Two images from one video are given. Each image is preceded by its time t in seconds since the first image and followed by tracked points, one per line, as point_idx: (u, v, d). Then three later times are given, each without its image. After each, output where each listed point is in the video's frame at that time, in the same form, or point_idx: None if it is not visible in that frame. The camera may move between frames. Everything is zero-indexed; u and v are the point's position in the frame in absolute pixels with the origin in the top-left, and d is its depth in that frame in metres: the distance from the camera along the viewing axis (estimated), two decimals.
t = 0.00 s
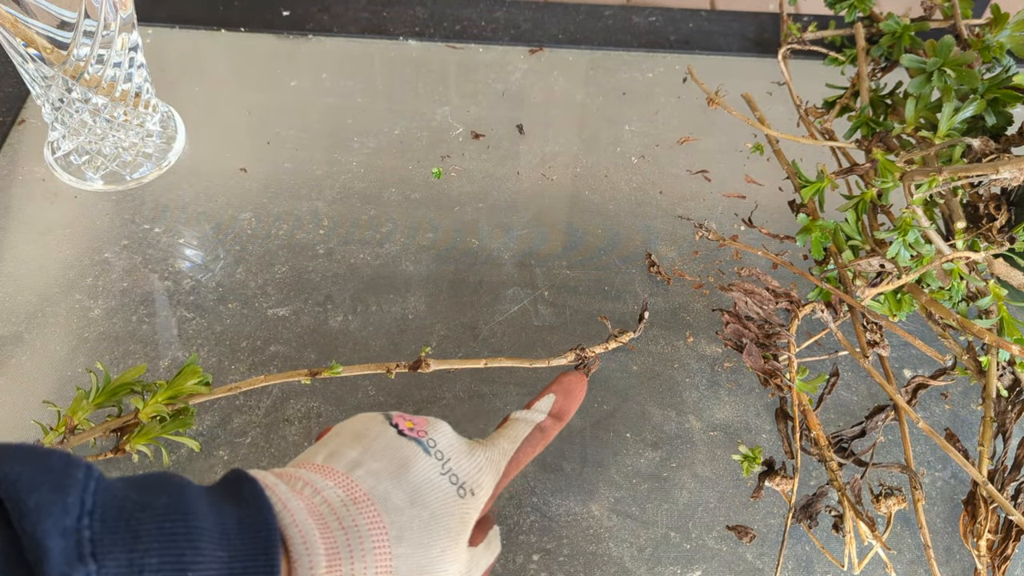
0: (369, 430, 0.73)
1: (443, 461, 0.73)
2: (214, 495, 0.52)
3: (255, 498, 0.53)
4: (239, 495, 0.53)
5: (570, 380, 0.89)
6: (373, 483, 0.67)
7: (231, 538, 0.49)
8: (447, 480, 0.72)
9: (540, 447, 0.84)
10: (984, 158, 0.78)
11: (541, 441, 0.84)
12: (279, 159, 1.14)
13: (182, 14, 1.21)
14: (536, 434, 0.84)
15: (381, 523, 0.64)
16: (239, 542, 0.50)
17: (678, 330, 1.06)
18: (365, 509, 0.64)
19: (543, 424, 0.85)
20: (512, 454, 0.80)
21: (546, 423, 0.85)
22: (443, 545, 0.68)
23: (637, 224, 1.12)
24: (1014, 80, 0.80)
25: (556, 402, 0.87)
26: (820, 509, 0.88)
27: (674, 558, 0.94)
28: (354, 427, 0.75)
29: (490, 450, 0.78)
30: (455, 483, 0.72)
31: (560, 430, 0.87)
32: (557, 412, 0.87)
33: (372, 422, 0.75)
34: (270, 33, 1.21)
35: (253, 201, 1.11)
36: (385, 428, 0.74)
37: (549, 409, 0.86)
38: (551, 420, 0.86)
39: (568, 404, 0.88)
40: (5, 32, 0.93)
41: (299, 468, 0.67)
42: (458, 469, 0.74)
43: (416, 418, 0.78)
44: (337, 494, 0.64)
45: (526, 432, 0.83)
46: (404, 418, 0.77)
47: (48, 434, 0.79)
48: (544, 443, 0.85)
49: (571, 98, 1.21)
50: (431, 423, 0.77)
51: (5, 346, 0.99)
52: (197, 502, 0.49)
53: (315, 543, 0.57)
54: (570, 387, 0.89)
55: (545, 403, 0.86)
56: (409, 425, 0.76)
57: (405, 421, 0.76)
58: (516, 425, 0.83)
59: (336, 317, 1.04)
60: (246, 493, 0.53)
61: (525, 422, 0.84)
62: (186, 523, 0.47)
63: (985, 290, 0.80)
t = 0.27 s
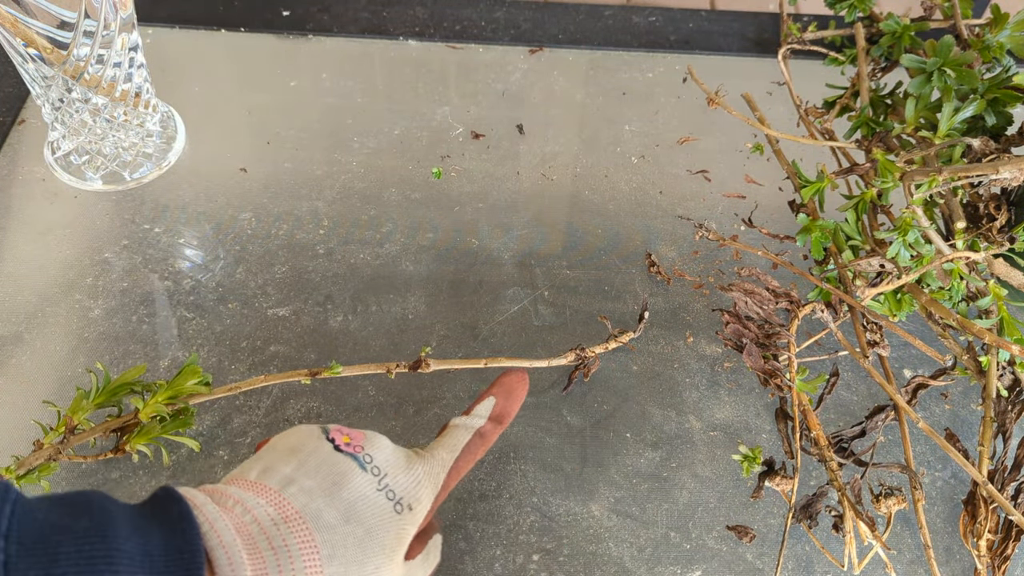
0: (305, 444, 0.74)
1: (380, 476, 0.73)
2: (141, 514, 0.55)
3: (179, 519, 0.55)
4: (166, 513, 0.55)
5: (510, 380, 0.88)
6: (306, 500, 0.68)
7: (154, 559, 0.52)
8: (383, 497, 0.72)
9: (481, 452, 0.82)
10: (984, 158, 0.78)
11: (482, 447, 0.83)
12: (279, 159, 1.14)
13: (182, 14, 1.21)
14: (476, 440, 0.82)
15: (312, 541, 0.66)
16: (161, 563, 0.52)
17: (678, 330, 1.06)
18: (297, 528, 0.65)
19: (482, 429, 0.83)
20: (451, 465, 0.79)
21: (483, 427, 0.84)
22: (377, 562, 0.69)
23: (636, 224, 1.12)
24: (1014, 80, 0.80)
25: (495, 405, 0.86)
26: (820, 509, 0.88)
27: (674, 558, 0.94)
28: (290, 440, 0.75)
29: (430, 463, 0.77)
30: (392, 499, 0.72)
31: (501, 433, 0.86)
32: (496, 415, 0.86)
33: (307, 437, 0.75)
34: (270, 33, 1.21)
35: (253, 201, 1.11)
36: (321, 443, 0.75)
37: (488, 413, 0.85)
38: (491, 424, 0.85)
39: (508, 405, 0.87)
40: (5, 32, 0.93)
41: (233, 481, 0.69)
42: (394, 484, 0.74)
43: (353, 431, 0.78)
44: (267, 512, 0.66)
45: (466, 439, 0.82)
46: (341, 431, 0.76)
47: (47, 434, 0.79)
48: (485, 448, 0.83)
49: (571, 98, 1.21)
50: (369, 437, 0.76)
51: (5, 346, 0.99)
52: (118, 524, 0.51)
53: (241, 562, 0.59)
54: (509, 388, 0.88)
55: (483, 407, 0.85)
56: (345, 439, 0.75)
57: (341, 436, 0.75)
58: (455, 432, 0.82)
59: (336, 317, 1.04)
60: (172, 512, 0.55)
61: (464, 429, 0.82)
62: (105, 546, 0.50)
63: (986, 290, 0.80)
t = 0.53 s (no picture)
0: (291, 452, 0.76)
1: (367, 480, 0.75)
2: (130, 525, 0.55)
3: (170, 529, 0.55)
4: (157, 523, 0.56)
5: (482, 374, 0.89)
6: (294, 507, 0.70)
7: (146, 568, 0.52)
8: (371, 500, 0.74)
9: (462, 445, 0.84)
10: (984, 158, 0.78)
11: (462, 442, 0.85)
12: (279, 159, 1.14)
13: (182, 14, 1.21)
14: (455, 436, 0.84)
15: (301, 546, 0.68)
16: (151, 571, 0.52)
17: (678, 330, 1.06)
18: (286, 534, 0.67)
19: (461, 426, 0.85)
20: (435, 464, 0.81)
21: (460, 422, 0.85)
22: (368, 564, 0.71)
23: (636, 224, 1.13)
24: (1014, 80, 0.80)
25: (470, 401, 0.87)
26: (820, 509, 0.88)
27: (674, 558, 0.94)
28: (276, 448, 0.77)
29: (414, 464, 0.79)
30: (380, 503, 0.74)
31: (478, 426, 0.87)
32: (472, 409, 0.87)
33: (293, 444, 0.77)
34: (270, 33, 1.21)
35: (253, 201, 1.11)
36: (307, 450, 0.77)
37: (464, 408, 0.86)
38: (468, 419, 0.86)
39: (483, 399, 0.88)
40: (5, 32, 0.93)
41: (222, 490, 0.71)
42: (382, 488, 0.76)
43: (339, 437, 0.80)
44: (256, 519, 0.67)
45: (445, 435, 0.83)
46: (326, 438, 0.79)
47: (47, 434, 0.79)
48: (465, 444, 0.85)
49: (571, 98, 1.21)
50: (354, 443, 0.79)
51: (5, 346, 0.99)
52: (108, 534, 0.52)
53: (231, 568, 0.61)
54: (478, 380, 0.88)
55: (460, 403, 0.86)
56: (331, 446, 0.78)
57: (327, 443, 0.78)
58: (435, 432, 0.84)
59: (336, 317, 1.04)
60: (162, 521, 0.56)
61: (444, 428, 0.84)
62: (95, 555, 0.50)
63: (986, 290, 0.80)
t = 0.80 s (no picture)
0: (247, 466, 0.72)
1: (325, 495, 0.73)
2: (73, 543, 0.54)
3: (115, 550, 0.54)
4: (102, 543, 0.54)
5: (451, 387, 0.96)
6: (248, 524, 0.66)
7: None
8: (330, 516, 0.72)
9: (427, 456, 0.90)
10: (984, 158, 0.78)
11: (429, 454, 0.91)
12: (279, 159, 1.14)
13: (182, 14, 1.21)
14: (422, 449, 0.90)
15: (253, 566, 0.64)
16: None
17: (678, 330, 1.06)
18: (237, 554, 0.64)
19: (428, 438, 0.91)
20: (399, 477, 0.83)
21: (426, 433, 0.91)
22: None
23: (636, 224, 1.12)
24: (1014, 80, 0.80)
25: (439, 413, 0.94)
26: (820, 509, 0.88)
27: (674, 558, 0.94)
28: (233, 460, 0.74)
29: (376, 478, 0.79)
30: (339, 519, 0.72)
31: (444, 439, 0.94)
32: (440, 422, 0.93)
33: (250, 457, 0.74)
34: (270, 33, 1.21)
35: (253, 201, 1.11)
36: (263, 463, 0.73)
37: (432, 421, 0.92)
38: (435, 432, 0.92)
39: (451, 413, 0.95)
40: (5, 32, 0.93)
41: (172, 504, 0.67)
42: (341, 503, 0.73)
43: (298, 449, 0.77)
44: (206, 539, 0.63)
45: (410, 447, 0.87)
46: (285, 451, 0.75)
47: (48, 434, 0.79)
48: (431, 456, 0.91)
49: (571, 98, 1.21)
50: (313, 456, 0.76)
51: (5, 346, 0.99)
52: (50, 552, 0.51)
53: None
54: (448, 395, 0.95)
55: (427, 417, 0.91)
56: (289, 459, 0.74)
57: (286, 456, 0.74)
58: (401, 445, 0.87)
59: (336, 317, 1.04)
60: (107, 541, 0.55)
61: (410, 441, 0.88)
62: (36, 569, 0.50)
63: (986, 290, 0.80)
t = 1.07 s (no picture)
0: (217, 463, 0.71)
1: (297, 489, 0.71)
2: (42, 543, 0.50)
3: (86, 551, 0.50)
4: (71, 545, 0.50)
5: (414, 369, 0.87)
6: (219, 521, 0.66)
7: None
8: (303, 509, 0.70)
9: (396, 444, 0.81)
10: (984, 158, 0.77)
11: (397, 441, 0.82)
12: (279, 159, 1.14)
13: (183, 14, 1.21)
14: (390, 436, 0.81)
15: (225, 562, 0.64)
16: None
17: (678, 330, 1.06)
18: (209, 550, 0.64)
19: (394, 424, 0.82)
20: (371, 466, 0.78)
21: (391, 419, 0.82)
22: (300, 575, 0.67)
23: (636, 224, 1.13)
24: (1014, 80, 0.80)
25: (403, 397, 0.84)
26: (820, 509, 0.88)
27: (674, 558, 0.94)
28: (202, 458, 0.72)
29: (348, 469, 0.76)
30: (312, 511, 0.71)
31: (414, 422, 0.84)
32: (406, 406, 0.84)
33: (220, 453, 0.72)
34: (270, 33, 1.21)
35: (253, 201, 1.11)
36: (233, 460, 0.72)
37: (397, 405, 0.83)
38: (402, 417, 0.83)
39: (416, 394, 0.85)
40: (5, 32, 0.93)
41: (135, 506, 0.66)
42: (314, 496, 0.72)
43: (268, 444, 0.75)
44: (175, 537, 0.63)
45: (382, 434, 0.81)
46: (255, 447, 0.74)
47: (48, 434, 0.79)
48: (400, 442, 0.82)
49: (571, 98, 1.21)
50: (283, 450, 0.74)
51: (5, 346, 0.99)
52: (17, 553, 0.47)
53: None
54: (412, 376, 0.86)
55: (392, 401, 0.83)
56: (259, 455, 0.73)
57: (255, 451, 0.73)
58: (368, 433, 0.81)
59: (336, 317, 1.04)
60: (77, 543, 0.51)
61: (377, 428, 0.81)
62: (0, 570, 0.45)
63: (986, 290, 0.80)
